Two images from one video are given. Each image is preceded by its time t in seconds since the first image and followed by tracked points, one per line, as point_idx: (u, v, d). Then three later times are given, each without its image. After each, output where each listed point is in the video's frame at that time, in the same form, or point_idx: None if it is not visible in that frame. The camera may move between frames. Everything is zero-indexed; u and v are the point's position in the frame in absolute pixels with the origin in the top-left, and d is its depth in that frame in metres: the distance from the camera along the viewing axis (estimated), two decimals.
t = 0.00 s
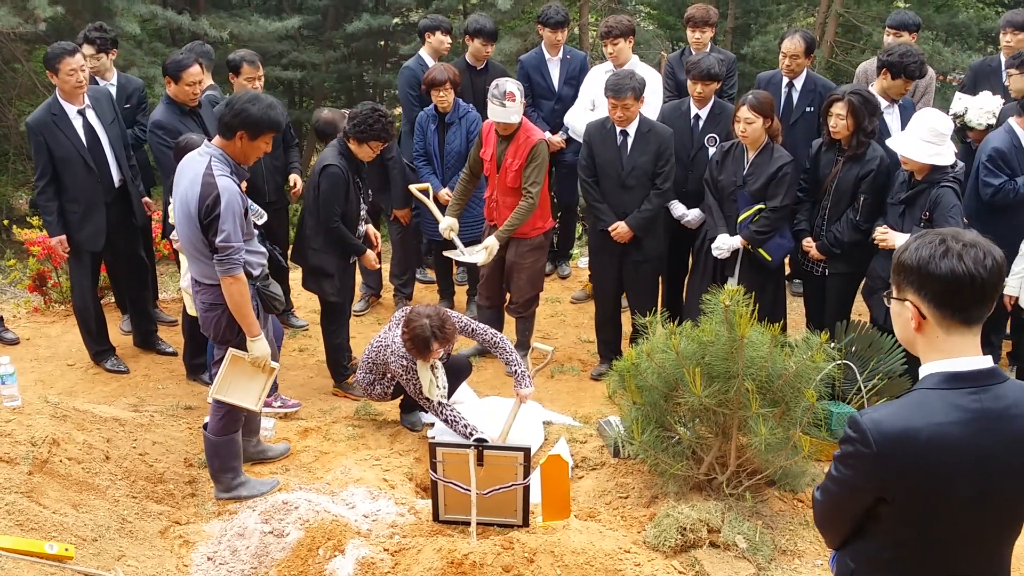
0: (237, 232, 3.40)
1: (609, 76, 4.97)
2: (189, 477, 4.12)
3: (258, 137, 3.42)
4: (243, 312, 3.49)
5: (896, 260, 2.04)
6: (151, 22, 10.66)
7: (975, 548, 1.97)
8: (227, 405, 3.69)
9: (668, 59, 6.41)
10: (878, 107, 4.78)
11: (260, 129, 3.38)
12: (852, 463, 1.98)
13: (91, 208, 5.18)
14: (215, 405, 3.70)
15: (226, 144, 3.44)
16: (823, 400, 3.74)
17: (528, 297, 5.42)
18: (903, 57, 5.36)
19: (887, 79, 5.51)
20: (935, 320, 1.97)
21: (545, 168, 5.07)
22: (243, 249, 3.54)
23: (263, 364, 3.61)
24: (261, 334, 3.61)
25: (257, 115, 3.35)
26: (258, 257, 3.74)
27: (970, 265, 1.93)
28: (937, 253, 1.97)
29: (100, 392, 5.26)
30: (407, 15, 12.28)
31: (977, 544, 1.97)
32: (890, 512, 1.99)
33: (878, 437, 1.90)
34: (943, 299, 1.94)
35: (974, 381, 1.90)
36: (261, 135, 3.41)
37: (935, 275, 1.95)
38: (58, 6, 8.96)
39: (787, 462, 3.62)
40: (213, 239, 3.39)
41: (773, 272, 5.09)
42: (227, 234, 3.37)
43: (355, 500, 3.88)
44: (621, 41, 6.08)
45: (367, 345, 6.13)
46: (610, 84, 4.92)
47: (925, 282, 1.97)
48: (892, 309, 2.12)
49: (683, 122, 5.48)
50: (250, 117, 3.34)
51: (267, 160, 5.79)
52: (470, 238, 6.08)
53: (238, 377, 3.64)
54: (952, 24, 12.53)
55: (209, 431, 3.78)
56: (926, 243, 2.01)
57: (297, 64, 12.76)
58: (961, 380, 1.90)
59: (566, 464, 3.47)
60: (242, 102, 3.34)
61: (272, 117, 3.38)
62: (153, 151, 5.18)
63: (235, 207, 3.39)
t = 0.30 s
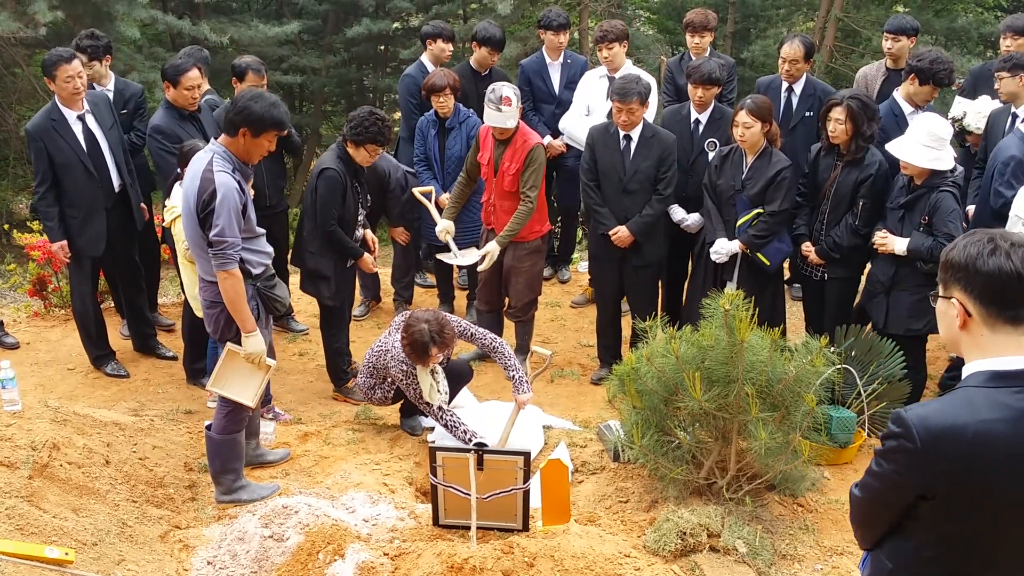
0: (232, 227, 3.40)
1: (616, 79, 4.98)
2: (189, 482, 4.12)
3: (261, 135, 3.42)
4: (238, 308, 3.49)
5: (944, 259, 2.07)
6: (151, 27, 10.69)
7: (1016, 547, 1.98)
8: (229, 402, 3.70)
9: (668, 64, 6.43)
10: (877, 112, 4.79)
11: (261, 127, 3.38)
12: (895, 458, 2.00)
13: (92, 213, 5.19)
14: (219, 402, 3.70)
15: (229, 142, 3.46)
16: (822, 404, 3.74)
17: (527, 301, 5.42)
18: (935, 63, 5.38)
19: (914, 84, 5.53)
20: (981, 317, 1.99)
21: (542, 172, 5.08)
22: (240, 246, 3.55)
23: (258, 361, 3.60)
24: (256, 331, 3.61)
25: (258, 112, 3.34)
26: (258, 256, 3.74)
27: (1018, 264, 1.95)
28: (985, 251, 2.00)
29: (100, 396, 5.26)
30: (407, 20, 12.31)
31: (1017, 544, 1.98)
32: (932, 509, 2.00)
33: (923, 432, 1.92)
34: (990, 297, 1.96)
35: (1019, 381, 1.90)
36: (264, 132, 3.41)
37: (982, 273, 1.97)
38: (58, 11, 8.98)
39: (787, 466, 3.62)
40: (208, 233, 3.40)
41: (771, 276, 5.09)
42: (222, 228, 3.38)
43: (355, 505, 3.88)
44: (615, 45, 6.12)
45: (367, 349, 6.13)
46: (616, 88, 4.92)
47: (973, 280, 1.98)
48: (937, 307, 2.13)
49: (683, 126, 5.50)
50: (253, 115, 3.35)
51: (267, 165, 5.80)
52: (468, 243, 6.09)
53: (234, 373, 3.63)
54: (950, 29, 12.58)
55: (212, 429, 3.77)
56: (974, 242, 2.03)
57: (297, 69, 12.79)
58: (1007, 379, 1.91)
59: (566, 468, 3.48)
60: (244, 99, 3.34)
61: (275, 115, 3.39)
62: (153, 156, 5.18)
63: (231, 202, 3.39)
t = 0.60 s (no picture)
0: (229, 225, 3.41)
1: (616, 85, 4.99)
2: (190, 486, 4.13)
3: (262, 134, 3.43)
4: (235, 305, 3.50)
5: (972, 262, 2.08)
6: (153, 32, 10.72)
7: None
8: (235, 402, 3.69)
9: (668, 70, 6.44)
10: (876, 117, 4.80)
11: (262, 126, 3.39)
12: (923, 461, 2.01)
13: (93, 218, 5.20)
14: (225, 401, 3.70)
15: (231, 141, 3.47)
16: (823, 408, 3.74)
17: (525, 304, 5.41)
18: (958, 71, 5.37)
19: (937, 93, 5.46)
20: (1010, 320, 1.99)
21: (539, 174, 5.08)
22: (239, 244, 3.56)
23: (255, 358, 3.60)
24: (254, 328, 3.60)
25: (258, 111, 3.35)
26: (258, 255, 3.73)
27: None
28: (1015, 254, 2.01)
29: (101, 400, 5.27)
30: (408, 25, 12.34)
31: None
32: (961, 511, 2.02)
33: (955, 435, 1.92)
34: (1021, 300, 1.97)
35: None
36: (264, 131, 3.42)
37: (1012, 275, 1.98)
38: (60, 16, 9.01)
39: (788, 470, 3.62)
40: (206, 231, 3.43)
41: (772, 280, 5.09)
42: (219, 224, 3.39)
43: (355, 509, 3.88)
44: (613, 50, 6.13)
45: (367, 354, 6.13)
46: (616, 94, 4.93)
47: (1003, 284, 1.99)
48: (963, 313, 2.13)
49: (684, 132, 5.52)
50: (253, 113, 3.36)
51: (269, 170, 5.81)
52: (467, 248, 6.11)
53: (234, 369, 3.63)
54: (951, 34, 12.61)
55: (218, 430, 3.76)
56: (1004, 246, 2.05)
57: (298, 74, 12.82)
58: None
59: (567, 472, 3.48)
60: (245, 99, 3.36)
61: (275, 113, 3.39)
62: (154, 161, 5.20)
63: (229, 200, 3.40)
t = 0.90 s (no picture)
0: (226, 223, 3.41)
1: (617, 89, 5.00)
2: (190, 488, 4.13)
3: (263, 135, 3.43)
4: (233, 302, 3.50)
5: (954, 266, 2.11)
6: (156, 35, 10.74)
7: None
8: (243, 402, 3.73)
9: (668, 74, 6.46)
10: (876, 121, 4.81)
11: (263, 126, 3.40)
12: (913, 462, 2.02)
13: (94, 222, 5.21)
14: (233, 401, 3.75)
15: (234, 142, 3.48)
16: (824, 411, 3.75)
17: (522, 305, 5.41)
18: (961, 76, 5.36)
19: (942, 99, 5.47)
20: (995, 322, 2.02)
21: (536, 176, 5.07)
22: (237, 243, 3.56)
23: (253, 355, 3.60)
24: (252, 326, 3.60)
25: (260, 112, 3.36)
26: (256, 255, 3.73)
27: None
28: (995, 256, 2.04)
29: (102, 403, 5.27)
30: (410, 29, 12.36)
31: None
32: (951, 512, 2.02)
33: (942, 436, 1.93)
34: (1004, 301, 2.00)
35: None
36: (265, 132, 3.42)
37: (992, 277, 2.01)
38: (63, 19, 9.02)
39: (788, 474, 3.62)
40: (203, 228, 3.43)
41: (773, 283, 5.09)
42: (216, 222, 3.39)
43: (356, 511, 3.88)
44: (613, 54, 6.15)
45: (368, 357, 6.13)
46: (618, 98, 4.94)
47: (986, 286, 2.02)
48: (950, 317, 2.16)
49: (685, 136, 5.53)
50: (255, 114, 3.37)
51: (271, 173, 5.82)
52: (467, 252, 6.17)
53: (234, 367, 3.66)
54: (953, 38, 12.62)
55: (225, 428, 3.80)
56: (984, 248, 2.08)
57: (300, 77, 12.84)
58: None
59: (568, 475, 3.48)
60: (246, 100, 3.37)
61: (275, 114, 3.40)
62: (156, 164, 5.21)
63: (228, 198, 3.40)
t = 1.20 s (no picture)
0: (223, 223, 3.42)
1: (621, 93, 5.00)
2: (191, 492, 4.13)
3: (264, 137, 3.43)
4: (226, 303, 3.51)
5: (915, 268, 2.16)
6: (157, 38, 10.76)
7: (992, 544, 2.07)
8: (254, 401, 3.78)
9: (669, 78, 6.46)
10: (879, 126, 4.81)
11: (265, 128, 3.39)
12: (875, 459, 2.09)
13: (93, 226, 5.21)
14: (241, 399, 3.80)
15: (236, 144, 3.48)
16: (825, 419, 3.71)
17: (520, 307, 5.40)
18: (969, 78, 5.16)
19: (952, 103, 5.28)
20: (955, 321, 2.07)
21: (531, 178, 5.09)
22: (233, 245, 3.56)
23: (246, 357, 3.59)
24: (245, 328, 3.60)
25: (264, 115, 3.36)
26: (251, 258, 3.71)
27: (985, 267, 2.05)
28: (952, 257, 2.10)
29: (102, 406, 5.27)
30: (411, 33, 12.38)
31: (994, 541, 2.06)
32: (912, 508, 2.09)
33: (900, 433, 2.01)
34: (962, 300, 2.05)
35: (996, 383, 1.99)
36: (267, 135, 3.42)
37: (951, 277, 2.07)
38: (64, 22, 9.04)
39: (790, 479, 3.61)
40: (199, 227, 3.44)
41: (775, 288, 5.09)
42: (212, 223, 3.40)
43: (357, 516, 3.87)
44: (613, 58, 6.15)
45: (369, 360, 6.12)
46: (622, 102, 4.94)
47: (944, 288, 2.08)
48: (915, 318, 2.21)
49: (687, 140, 5.52)
50: (256, 116, 3.36)
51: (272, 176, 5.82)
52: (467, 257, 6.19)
53: (229, 369, 3.67)
54: (954, 42, 12.63)
55: (234, 426, 3.86)
56: (943, 250, 2.14)
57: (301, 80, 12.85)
58: (983, 381, 2.00)
59: (569, 479, 3.48)
60: (250, 102, 3.37)
61: (277, 118, 3.39)
62: (157, 167, 5.20)
63: (225, 200, 3.40)
